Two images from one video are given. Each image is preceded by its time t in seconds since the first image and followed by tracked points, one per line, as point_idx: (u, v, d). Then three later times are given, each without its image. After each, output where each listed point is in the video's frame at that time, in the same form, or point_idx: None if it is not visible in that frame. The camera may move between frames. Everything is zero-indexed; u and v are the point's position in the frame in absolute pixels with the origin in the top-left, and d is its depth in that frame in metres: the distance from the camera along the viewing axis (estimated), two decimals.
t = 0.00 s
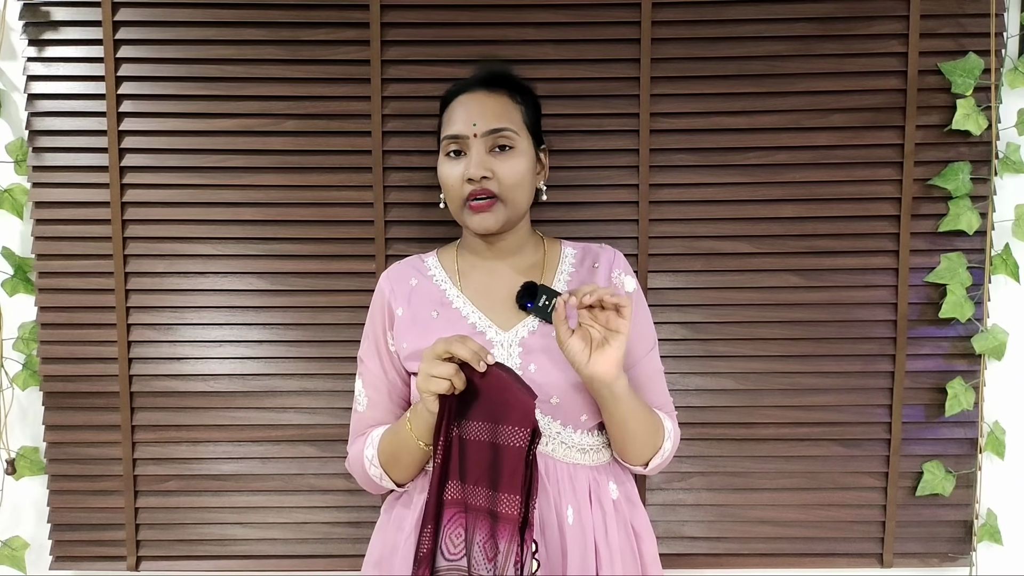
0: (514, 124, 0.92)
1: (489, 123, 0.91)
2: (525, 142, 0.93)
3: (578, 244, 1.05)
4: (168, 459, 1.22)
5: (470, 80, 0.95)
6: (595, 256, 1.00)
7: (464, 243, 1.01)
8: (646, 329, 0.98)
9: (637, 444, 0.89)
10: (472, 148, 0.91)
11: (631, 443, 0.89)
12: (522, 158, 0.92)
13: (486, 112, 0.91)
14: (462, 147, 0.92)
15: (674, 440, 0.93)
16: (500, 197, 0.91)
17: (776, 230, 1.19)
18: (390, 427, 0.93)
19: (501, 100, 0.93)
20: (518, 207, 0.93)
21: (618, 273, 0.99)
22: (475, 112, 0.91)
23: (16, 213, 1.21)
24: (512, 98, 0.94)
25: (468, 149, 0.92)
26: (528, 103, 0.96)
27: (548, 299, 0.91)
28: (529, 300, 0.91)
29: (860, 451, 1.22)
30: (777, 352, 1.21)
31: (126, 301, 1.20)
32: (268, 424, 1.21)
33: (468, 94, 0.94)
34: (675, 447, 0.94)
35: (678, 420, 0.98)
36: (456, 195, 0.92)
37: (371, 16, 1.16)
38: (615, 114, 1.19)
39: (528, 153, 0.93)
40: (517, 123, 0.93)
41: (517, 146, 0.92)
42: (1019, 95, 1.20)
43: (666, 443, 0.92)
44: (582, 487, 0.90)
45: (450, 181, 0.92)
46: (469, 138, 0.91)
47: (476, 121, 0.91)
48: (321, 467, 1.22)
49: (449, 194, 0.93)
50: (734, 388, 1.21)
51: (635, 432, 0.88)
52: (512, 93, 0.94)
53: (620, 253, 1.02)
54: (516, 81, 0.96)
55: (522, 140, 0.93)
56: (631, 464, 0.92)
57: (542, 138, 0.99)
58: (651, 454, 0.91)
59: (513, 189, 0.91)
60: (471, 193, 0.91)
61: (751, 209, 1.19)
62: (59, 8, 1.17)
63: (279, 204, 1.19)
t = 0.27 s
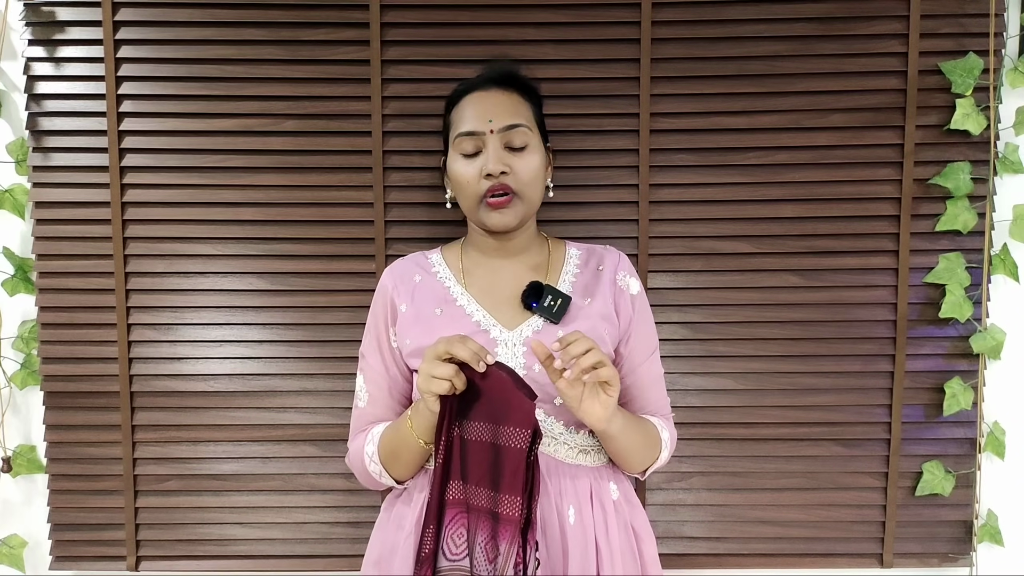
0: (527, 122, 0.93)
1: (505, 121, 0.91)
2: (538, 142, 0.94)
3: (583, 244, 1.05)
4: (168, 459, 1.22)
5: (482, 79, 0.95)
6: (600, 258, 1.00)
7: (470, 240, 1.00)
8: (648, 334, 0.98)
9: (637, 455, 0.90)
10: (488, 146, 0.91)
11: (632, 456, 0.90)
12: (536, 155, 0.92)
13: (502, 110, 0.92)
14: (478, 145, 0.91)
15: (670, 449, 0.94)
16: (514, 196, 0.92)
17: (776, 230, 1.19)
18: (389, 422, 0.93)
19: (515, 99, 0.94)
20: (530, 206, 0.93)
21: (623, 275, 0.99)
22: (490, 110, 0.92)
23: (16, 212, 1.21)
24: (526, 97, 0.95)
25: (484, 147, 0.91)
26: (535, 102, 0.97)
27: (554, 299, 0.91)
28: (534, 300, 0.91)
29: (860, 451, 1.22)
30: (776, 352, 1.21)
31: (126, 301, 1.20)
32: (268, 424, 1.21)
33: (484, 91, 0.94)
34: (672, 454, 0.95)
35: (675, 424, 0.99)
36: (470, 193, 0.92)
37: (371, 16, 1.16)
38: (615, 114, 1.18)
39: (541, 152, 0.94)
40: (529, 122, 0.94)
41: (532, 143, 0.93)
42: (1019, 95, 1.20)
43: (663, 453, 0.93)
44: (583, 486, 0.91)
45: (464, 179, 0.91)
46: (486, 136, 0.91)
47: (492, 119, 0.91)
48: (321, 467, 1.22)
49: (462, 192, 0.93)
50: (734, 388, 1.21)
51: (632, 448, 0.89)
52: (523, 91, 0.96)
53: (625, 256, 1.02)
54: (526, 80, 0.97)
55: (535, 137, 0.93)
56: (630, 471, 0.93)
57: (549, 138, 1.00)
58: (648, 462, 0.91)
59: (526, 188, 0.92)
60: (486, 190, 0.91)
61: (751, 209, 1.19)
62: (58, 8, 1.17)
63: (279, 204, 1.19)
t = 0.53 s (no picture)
0: (543, 135, 0.92)
1: (522, 133, 0.90)
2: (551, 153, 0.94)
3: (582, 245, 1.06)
4: (168, 459, 1.22)
5: (500, 84, 0.93)
6: (599, 257, 1.01)
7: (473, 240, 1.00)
8: (647, 332, 0.98)
9: (632, 459, 0.89)
10: (502, 157, 0.90)
11: (625, 461, 0.89)
12: (550, 168, 0.92)
13: (517, 120, 0.90)
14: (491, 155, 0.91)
15: (670, 451, 0.93)
16: (525, 208, 0.91)
17: (776, 230, 1.19)
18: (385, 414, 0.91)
19: (532, 109, 0.92)
20: (540, 216, 0.94)
21: (621, 273, 0.99)
22: (507, 120, 0.90)
23: (16, 212, 1.21)
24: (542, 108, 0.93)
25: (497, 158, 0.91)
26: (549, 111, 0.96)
27: (555, 295, 0.92)
28: (535, 297, 0.92)
29: (860, 451, 1.22)
30: (777, 352, 1.21)
31: (126, 301, 1.20)
32: (268, 424, 1.21)
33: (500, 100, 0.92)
34: (672, 455, 0.93)
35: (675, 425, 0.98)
36: (480, 201, 0.91)
37: (372, 16, 1.16)
38: (615, 115, 1.19)
39: (553, 163, 0.94)
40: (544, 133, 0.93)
41: (546, 156, 0.92)
42: (1019, 95, 1.20)
43: (661, 454, 0.92)
44: (583, 487, 0.91)
45: (477, 186, 0.90)
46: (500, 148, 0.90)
47: (509, 130, 0.90)
48: (321, 468, 1.22)
49: (473, 198, 0.92)
50: (734, 388, 1.21)
51: (623, 454, 0.88)
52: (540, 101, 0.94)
53: (624, 256, 1.02)
54: (542, 88, 0.96)
55: (549, 150, 0.93)
56: (626, 475, 0.91)
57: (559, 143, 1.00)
58: (645, 465, 0.91)
59: (537, 201, 0.92)
60: (498, 200, 0.91)
61: (751, 209, 1.19)
62: (58, 8, 1.17)
63: (279, 204, 1.19)
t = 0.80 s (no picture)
0: (559, 141, 0.92)
1: (539, 136, 0.90)
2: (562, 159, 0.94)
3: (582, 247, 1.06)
4: (167, 459, 1.22)
5: (522, 83, 0.93)
6: (598, 258, 1.01)
7: (473, 240, 1.00)
8: (645, 334, 0.98)
9: (625, 461, 0.89)
10: (514, 155, 0.90)
11: (617, 462, 0.89)
12: (560, 175, 0.93)
13: (535, 121, 0.90)
14: (505, 151, 0.90)
15: (667, 453, 0.92)
16: (532, 209, 0.91)
17: (776, 230, 1.19)
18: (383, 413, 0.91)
19: (550, 113, 0.92)
20: (544, 220, 0.94)
21: (620, 274, 0.99)
22: (525, 120, 0.90)
23: (16, 213, 1.21)
24: (559, 113, 0.94)
25: (509, 155, 0.90)
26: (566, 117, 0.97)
27: (554, 296, 0.92)
28: (534, 297, 0.91)
29: (860, 451, 1.22)
30: (776, 352, 1.20)
31: (126, 301, 1.20)
32: (268, 424, 1.21)
33: (519, 98, 0.92)
34: (669, 457, 0.93)
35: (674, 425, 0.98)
36: (487, 196, 0.91)
37: (371, 15, 1.16)
38: (615, 115, 1.18)
39: (564, 169, 0.94)
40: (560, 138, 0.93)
41: (557, 162, 0.92)
42: (1019, 95, 1.20)
43: (660, 456, 0.91)
44: (582, 488, 0.91)
45: (485, 182, 0.90)
46: (515, 146, 0.90)
47: (526, 130, 0.90)
48: (321, 468, 1.21)
49: (480, 194, 0.92)
50: (734, 388, 1.21)
51: (616, 455, 0.88)
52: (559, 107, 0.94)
53: (623, 257, 1.02)
54: (563, 94, 0.96)
55: (562, 156, 0.93)
56: (622, 477, 0.92)
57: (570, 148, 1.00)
58: (642, 466, 0.91)
59: (543, 204, 0.92)
60: (505, 199, 0.90)
61: (751, 209, 1.19)
62: (57, 7, 1.16)
63: (279, 204, 1.19)
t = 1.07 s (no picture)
0: (574, 147, 0.92)
1: (557, 142, 0.90)
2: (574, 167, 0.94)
3: (581, 248, 1.06)
4: (167, 459, 1.22)
5: (543, 86, 0.92)
6: (598, 259, 1.01)
7: (476, 239, 1.01)
8: (644, 334, 0.98)
9: (630, 454, 0.89)
10: (531, 159, 0.90)
11: (623, 455, 0.88)
12: (572, 181, 0.93)
13: (554, 129, 0.90)
14: (521, 154, 0.90)
15: (668, 453, 0.92)
16: (543, 215, 0.92)
17: (777, 230, 1.19)
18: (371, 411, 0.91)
19: (569, 121, 0.92)
20: (553, 226, 0.94)
21: (619, 275, 0.99)
22: (543, 124, 0.90)
23: (16, 213, 1.21)
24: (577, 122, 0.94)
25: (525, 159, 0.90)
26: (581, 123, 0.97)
27: (553, 298, 0.91)
28: (533, 299, 0.91)
29: (860, 451, 1.22)
30: (777, 352, 1.20)
31: (126, 301, 1.20)
32: (268, 424, 1.21)
33: (538, 102, 0.92)
34: (670, 457, 0.93)
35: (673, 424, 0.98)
36: (500, 197, 0.91)
37: (371, 15, 1.16)
38: (615, 115, 1.18)
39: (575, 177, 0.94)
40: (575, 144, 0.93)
41: (570, 169, 0.93)
42: (1019, 95, 1.20)
43: (661, 456, 0.91)
44: (581, 489, 0.91)
45: (499, 184, 0.90)
46: (533, 151, 0.90)
47: (546, 136, 0.90)
48: (321, 468, 1.21)
49: (493, 195, 0.91)
50: (735, 388, 1.21)
51: (622, 447, 0.88)
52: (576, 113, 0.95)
53: (622, 258, 1.03)
54: (580, 100, 0.96)
55: (575, 163, 0.94)
56: (624, 477, 0.92)
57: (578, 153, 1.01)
58: (643, 466, 0.90)
59: (554, 210, 0.92)
60: (518, 202, 0.90)
61: (751, 209, 1.19)
62: (57, 7, 1.17)
63: (279, 204, 1.19)
